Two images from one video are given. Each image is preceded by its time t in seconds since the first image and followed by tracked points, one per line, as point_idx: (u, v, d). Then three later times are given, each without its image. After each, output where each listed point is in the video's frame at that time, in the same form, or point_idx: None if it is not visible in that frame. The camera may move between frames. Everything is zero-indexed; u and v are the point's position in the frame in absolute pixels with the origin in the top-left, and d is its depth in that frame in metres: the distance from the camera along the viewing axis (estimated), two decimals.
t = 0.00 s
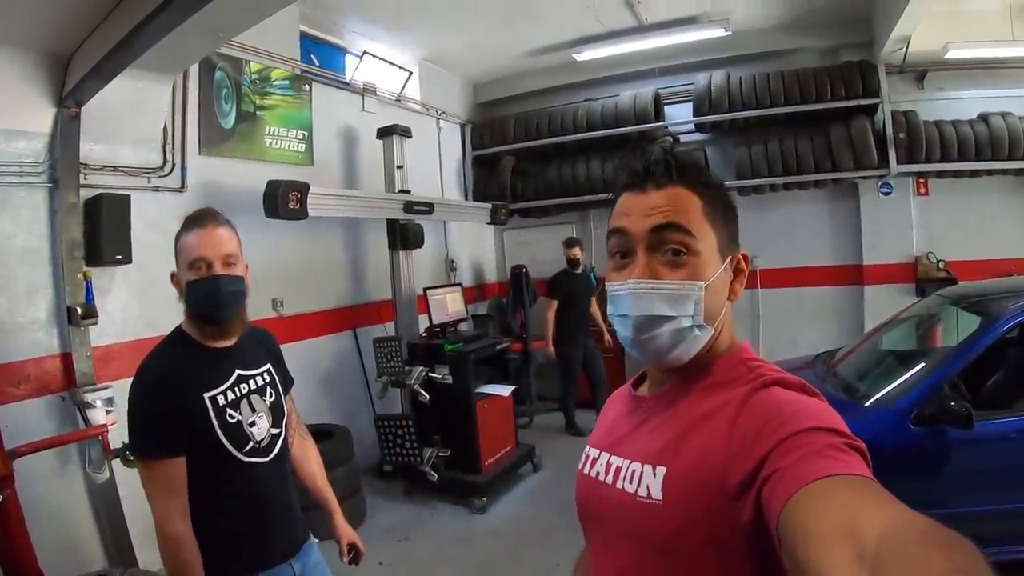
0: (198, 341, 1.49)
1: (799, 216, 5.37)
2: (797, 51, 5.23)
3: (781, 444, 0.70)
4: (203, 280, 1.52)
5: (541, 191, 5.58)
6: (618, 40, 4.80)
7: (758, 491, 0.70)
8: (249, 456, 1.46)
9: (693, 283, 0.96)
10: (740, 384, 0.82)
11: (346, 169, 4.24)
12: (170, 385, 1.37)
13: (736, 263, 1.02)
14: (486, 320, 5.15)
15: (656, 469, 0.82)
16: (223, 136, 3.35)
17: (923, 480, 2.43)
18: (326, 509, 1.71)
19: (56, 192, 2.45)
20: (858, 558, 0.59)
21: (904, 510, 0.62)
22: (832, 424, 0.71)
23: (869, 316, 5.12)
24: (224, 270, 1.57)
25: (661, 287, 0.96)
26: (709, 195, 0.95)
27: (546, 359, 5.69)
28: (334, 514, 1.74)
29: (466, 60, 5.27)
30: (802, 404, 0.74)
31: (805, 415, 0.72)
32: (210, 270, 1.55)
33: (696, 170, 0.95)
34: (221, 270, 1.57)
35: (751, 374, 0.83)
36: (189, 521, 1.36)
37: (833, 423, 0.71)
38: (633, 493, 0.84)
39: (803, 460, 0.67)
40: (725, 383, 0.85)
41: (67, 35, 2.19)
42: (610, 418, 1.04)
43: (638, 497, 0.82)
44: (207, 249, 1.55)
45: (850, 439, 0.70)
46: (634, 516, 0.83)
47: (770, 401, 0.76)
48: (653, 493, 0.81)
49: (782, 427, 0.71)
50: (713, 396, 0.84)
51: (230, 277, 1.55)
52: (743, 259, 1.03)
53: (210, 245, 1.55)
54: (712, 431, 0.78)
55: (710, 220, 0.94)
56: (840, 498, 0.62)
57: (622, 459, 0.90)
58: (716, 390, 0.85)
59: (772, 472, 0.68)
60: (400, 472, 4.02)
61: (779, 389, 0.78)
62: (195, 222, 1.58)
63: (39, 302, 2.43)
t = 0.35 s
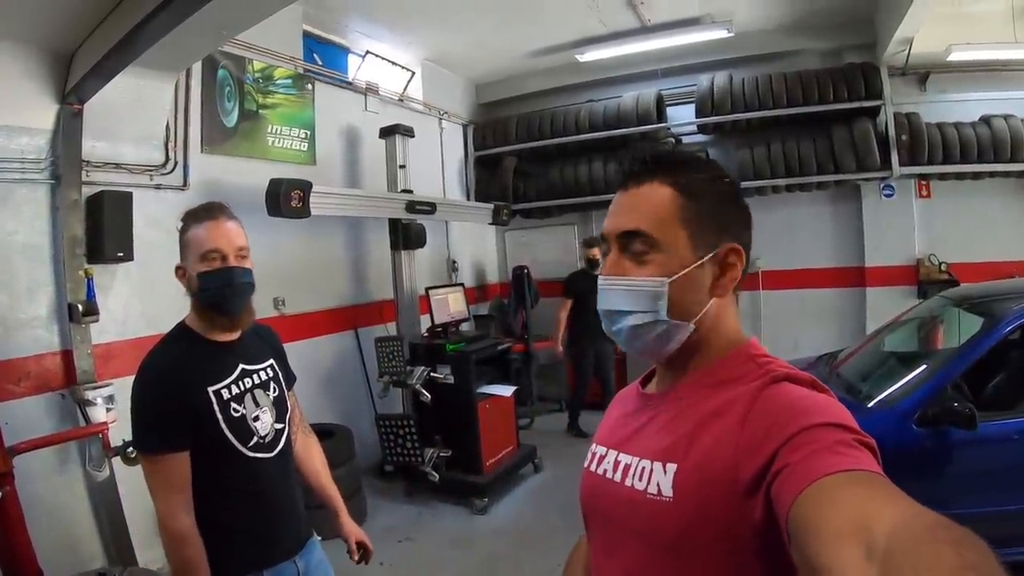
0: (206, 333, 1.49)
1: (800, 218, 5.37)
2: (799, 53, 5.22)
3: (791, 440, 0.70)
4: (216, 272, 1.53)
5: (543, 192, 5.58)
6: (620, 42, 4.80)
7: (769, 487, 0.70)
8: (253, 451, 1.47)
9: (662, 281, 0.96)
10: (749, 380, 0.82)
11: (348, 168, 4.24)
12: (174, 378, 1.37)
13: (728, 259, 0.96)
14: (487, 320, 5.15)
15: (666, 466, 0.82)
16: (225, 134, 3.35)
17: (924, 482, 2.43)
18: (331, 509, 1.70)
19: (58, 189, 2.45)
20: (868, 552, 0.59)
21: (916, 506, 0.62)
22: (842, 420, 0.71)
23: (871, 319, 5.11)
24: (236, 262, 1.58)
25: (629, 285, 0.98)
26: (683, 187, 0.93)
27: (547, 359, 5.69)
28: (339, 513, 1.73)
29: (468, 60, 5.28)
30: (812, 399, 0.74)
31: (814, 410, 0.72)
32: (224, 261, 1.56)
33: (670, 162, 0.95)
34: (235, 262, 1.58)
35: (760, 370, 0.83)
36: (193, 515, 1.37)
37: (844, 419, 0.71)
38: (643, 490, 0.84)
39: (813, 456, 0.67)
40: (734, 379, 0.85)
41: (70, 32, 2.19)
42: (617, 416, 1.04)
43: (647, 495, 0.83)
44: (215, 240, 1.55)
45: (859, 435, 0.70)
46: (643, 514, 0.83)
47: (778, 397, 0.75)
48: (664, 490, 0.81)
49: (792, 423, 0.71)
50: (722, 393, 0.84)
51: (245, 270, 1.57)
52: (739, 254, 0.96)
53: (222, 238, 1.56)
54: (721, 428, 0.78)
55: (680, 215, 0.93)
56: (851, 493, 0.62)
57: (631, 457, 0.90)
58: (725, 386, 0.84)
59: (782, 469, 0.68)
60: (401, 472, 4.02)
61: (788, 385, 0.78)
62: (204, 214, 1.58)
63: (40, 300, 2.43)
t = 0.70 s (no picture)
0: (207, 335, 1.49)
1: (803, 219, 5.36)
2: (802, 54, 5.22)
3: (792, 443, 0.70)
4: (219, 276, 1.53)
5: (545, 192, 5.57)
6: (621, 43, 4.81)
7: (772, 491, 0.70)
8: (259, 453, 1.47)
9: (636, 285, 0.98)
10: (752, 385, 0.82)
11: (351, 168, 4.25)
12: (180, 378, 1.38)
13: (704, 261, 0.92)
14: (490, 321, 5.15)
15: (672, 470, 0.83)
16: (228, 134, 3.36)
17: (927, 484, 2.42)
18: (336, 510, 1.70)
19: (60, 189, 2.46)
20: (869, 554, 0.59)
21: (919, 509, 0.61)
22: (845, 423, 0.70)
23: (873, 320, 5.10)
24: (240, 266, 1.57)
25: (611, 288, 1.01)
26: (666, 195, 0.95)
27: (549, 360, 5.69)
28: (343, 514, 1.73)
29: (471, 61, 5.29)
30: (815, 403, 0.73)
31: (816, 413, 0.71)
32: (230, 264, 1.56)
33: (660, 174, 0.98)
34: (240, 265, 1.58)
35: (765, 374, 0.83)
36: (197, 516, 1.37)
37: (847, 422, 0.71)
38: (649, 494, 0.84)
39: (814, 458, 0.66)
40: (738, 383, 0.84)
41: (74, 32, 2.21)
42: (625, 420, 1.04)
43: (654, 499, 0.83)
44: (218, 243, 1.55)
45: (863, 437, 0.70)
46: (649, 518, 0.83)
47: (781, 400, 0.75)
48: (670, 494, 0.81)
49: (794, 426, 0.71)
50: (726, 397, 0.84)
51: (251, 274, 1.57)
52: (714, 256, 0.92)
53: (227, 241, 1.56)
54: (724, 432, 0.79)
55: (650, 221, 0.96)
56: (852, 495, 0.62)
57: (637, 461, 0.90)
58: (730, 391, 0.84)
59: (784, 472, 0.68)
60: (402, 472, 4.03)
61: (791, 389, 0.77)
62: (211, 216, 1.57)
63: (43, 300, 2.44)
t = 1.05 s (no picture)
0: (216, 337, 1.50)
1: (806, 217, 5.35)
2: (806, 52, 5.20)
3: (797, 448, 0.69)
4: (224, 280, 1.53)
5: (547, 190, 5.57)
6: (624, 40, 4.80)
7: (776, 497, 0.69)
8: (262, 453, 1.47)
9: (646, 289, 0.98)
10: (756, 390, 0.81)
11: (354, 165, 4.25)
12: (184, 379, 1.38)
13: (716, 265, 0.93)
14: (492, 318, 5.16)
15: (677, 476, 0.82)
16: (231, 130, 3.36)
17: (928, 486, 2.42)
18: (338, 510, 1.70)
19: (63, 186, 2.46)
20: (873, 560, 0.58)
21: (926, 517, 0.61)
22: (850, 428, 0.69)
23: (876, 321, 5.09)
24: (244, 268, 1.57)
25: (620, 291, 1.01)
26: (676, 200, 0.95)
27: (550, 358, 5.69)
28: (346, 514, 1.75)
29: (474, 58, 5.28)
30: (820, 408, 0.73)
31: (821, 417, 0.71)
32: (234, 267, 1.56)
33: (670, 177, 0.97)
34: (244, 267, 1.58)
35: (770, 378, 0.82)
36: (201, 515, 1.38)
37: (851, 426, 0.70)
38: (655, 500, 0.84)
39: (818, 463, 0.66)
40: (742, 389, 0.84)
41: (76, 28, 2.21)
42: (631, 423, 1.04)
43: (659, 503, 0.83)
44: (220, 245, 1.54)
45: (868, 443, 0.69)
46: (656, 523, 0.83)
47: (786, 405, 0.75)
48: (676, 499, 0.81)
49: (799, 432, 0.70)
50: (731, 402, 0.83)
51: (255, 276, 1.57)
52: (725, 260, 0.93)
53: (231, 242, 1.55)
54: (729, 437, 0.78)
55: (660, 225, 0.95)
56: (857, 500, 0.61)
57: (643, 466, 0.90)
58: (735, 395, 0.84)
59: (788, 478, 0.68)
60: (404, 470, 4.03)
61: (796, 394, 0.77)
62: (214, 217, 1.56)
63: (45, 298, 2.45)
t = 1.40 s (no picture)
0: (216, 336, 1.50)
1: (807, 214, 5.34)
2: (806, 49, 5.19)
3: (793, 444, 0.70)
4: (230, 278, 1.54)
5: (547, 188, 5.57)
6: (624, 37, 4.79)
7: (771, 493, 0.70)
8: (262, 449, 1.48)
9: (722, 275, 0.95)
10: (752, 386, 0.82)
11: (354, 163, 4.25)
12: (184, 375, 1.39)
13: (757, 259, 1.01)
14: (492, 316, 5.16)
15: (672, 471, 0.82)
16: (231, 128, 3.36)
17: (927, 483, 2.43)
18: (338, 507, 1.70)
19: (62, 185, 2.46)
20: (866, 555, 0.59)
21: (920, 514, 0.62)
22: (845, 426, 0.71)
23: (876, 318, 5.09)
24: (247, 266, 1.58)
25: (694, 278, 0.95)
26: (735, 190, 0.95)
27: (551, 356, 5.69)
28: (345, 511, 1.75)
29: (474, 55, 5.28)
30: (815, 404, 0.74)
31: (815, 414, 0.72)
32: (238, 265, 1.57)
33: (710, 164, 0.94)
34: (248, 266, 1.59)
35: (766, 374, 0.83)
36: (203, 513, 1.38)
37: (845, 423, 0.71)
38: (650, 496, 0.83)
39: (814, 459, 0.67)
40: (738, 385, 0.84)
41: (75, 26, 2.21)
42: (628, 422, 1.03)
43: (655, 500, 0.82)
44: (224, 244, 1.55)
45: (862, 440, 0.70)
46: (649, 520, 0.82)
47: (782, 401, 0.75)
48: (673, 494, 0.80)
49: (794, 427, 0.71)
50: (727, 398, 0.83)
51: (258, 274, 1.59)
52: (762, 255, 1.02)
53: (234, 241, 1.57)
54: (725, 432, 0.78)
55: (734, 212, 0.94)
56: (851, 497, 0.62)
57: (639, 463, 0.89)
58: (732, 391, 0.84)
59: (783, 473, 0.68)
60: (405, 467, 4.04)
61: (791, 390, 0.78)
62: (216, 216, 1.57)
63: (44, 296, 2.45)
